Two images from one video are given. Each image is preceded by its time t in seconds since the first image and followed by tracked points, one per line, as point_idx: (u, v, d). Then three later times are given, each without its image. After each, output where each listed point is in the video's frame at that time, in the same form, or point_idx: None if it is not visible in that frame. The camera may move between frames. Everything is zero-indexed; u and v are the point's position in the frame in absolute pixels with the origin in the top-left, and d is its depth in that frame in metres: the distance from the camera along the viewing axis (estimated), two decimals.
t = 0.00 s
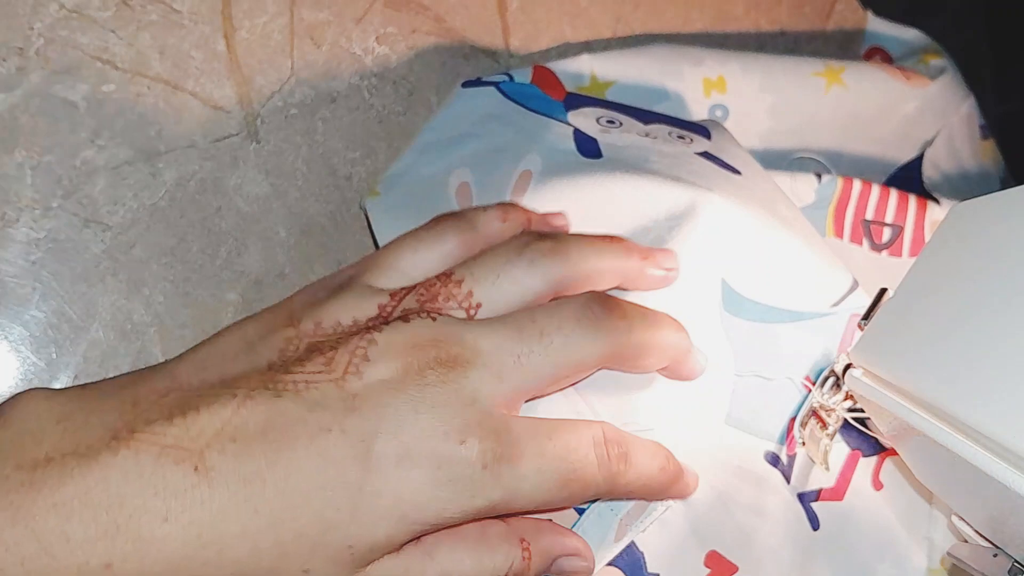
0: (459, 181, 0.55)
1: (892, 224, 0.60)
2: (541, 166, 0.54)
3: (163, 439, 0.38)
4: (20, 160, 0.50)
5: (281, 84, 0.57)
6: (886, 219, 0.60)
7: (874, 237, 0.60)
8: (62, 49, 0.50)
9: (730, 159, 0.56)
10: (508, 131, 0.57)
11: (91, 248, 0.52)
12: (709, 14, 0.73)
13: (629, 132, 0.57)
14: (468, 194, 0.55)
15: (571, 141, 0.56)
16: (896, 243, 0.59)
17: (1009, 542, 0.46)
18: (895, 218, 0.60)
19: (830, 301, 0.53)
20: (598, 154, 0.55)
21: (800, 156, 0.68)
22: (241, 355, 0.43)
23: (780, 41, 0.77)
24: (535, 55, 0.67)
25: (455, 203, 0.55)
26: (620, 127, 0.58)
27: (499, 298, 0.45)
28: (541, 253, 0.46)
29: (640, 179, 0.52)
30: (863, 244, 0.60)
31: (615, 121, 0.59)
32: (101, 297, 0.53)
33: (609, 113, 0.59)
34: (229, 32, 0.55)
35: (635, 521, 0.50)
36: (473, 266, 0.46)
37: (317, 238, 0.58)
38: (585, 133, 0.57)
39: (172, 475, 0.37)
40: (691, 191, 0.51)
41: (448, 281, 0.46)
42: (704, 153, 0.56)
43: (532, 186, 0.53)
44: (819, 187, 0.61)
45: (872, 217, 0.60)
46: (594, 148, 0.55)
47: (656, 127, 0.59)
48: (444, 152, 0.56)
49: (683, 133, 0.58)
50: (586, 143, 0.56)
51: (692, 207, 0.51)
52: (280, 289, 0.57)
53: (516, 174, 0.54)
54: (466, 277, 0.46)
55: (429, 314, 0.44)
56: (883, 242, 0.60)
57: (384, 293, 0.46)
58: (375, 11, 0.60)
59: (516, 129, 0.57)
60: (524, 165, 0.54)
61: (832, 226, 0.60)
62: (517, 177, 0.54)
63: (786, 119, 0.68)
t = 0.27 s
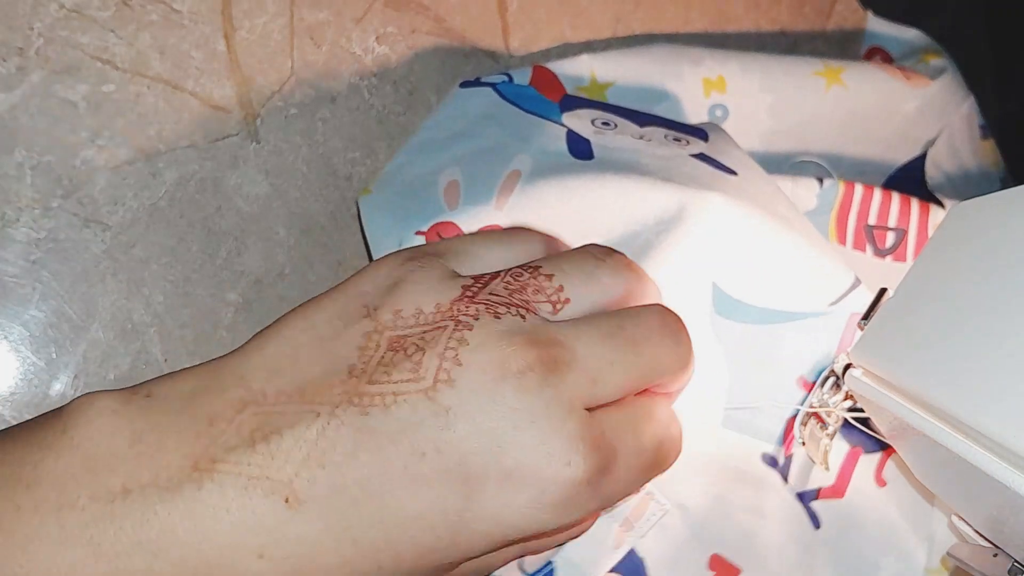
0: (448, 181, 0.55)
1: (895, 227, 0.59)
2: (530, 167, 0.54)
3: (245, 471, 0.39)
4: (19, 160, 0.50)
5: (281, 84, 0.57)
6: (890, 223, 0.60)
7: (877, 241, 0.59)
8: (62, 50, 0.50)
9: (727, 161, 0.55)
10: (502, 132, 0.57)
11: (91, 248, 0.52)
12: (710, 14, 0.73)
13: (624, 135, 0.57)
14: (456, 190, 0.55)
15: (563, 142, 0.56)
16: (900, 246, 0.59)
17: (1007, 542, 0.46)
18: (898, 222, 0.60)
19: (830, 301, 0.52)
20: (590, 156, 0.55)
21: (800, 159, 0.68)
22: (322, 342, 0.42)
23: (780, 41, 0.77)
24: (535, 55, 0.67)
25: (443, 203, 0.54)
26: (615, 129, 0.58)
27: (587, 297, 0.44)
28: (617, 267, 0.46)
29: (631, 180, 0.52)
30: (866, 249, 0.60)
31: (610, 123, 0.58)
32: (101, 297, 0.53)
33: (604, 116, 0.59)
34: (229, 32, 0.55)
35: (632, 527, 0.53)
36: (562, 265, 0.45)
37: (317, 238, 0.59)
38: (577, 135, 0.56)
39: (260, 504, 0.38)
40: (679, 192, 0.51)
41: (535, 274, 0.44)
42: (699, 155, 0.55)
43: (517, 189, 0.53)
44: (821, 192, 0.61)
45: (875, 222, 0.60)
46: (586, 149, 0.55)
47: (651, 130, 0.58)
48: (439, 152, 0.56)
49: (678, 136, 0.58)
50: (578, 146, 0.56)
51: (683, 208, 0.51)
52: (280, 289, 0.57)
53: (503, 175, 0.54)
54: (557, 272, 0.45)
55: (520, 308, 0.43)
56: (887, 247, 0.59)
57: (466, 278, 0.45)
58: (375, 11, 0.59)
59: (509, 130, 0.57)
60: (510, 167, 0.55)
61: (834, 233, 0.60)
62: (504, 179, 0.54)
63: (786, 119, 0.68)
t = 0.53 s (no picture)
0: (447, 184, 0.54)
1: (894, 229, 0.59)
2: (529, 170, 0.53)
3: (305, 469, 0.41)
4: (20, 160, 0.50)
5: (281, 85, 0.57)
6: (890, 224, 0.59)
7: (877, 242, 0.60)
8: (62, 49, 0.50)
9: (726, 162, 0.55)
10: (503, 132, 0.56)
11: (91, 248, 0.52)
12: (710, 14, 0.73)
13: (623, 135, 0.56)
14: (456, 193, 0.53)
15: (561, 143, 0.55)
16: (900, 248, 0.59)
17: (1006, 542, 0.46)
18: (898, 224, 0.59)
19: (828, 301, 0.52)
20: (589, 156, 0.53)
21: (799, 162, 0.68)
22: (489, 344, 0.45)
23: (779, 42, 0.77)
24: (535, 56, 0.67)
25: (442, 206, 0.53)
26: (615, 130, 0.57)
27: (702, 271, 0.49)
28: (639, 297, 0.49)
29: (630, 180, 0.51)
30: (865, 251, 0.60)
31: (610, 124, 0.58)
32: (101, 297, 0.52)
33: (603, 116, 0.58)
34: (230, 32, 0.55)
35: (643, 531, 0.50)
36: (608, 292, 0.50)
37: (316, 238, 0.59)
38: (576, 135, 0.56)
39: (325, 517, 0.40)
40: (675, 190, 0.50)
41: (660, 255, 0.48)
42: (699, 155, 0.55)
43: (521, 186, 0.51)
44: (819, 196, 0.60)
45: (874, 223, 0.60)
46: (585, 150, 0.54)
47: (651, 130, 0.58)
48: (437, 152, 0.56)
49: (678, 137, 0.58)
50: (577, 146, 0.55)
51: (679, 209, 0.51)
52: (279, 288, 0.58)
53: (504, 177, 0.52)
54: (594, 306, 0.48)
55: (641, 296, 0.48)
56: (886, 249, 0.60)
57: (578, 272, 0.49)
58: (375, 11, 0.60)
59: (508, 131, 0.56)
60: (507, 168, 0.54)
61: (834, 232, 0.59)
62: (505, 180, 0.52)
63: (787, 118, 0.68)
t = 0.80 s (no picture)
0: (462, 200, 0.54)
1: (900, 234, 0.60)
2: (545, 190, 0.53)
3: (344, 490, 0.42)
4: (19, 160, 0.50)
5: (282, 85, 0.57)
6: (894, 228, 0.60)
7: (882, 246, 0.60)
8: (62, 49, 0.50)
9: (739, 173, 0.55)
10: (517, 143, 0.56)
11: (91, 248, 0.52)
12: (710, 13, 0.73)
13: (639, 143, 0.56)
14: (471, 210, 0.54)
15: (577, 158, 0.55)
16: (905, 252, 0.60)
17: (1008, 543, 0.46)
18: (903, 228, 0.60)
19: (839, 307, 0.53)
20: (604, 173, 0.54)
21: (807, 167, 0.69)
22: (514, 366, 0.44)
23: (781, 41, 0.77)
24: (535, 55, 0.67)
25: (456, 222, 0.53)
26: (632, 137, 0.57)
27: (745, 278, 0.47)
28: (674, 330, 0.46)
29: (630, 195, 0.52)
30: (870, 254, 0.60)
31: (626, 130, 0.57)
32: (101, 297, 0.52)
33: (620, 123, 0.58)
34: (230, 31, 0.55)
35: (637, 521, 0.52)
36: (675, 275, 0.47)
37: (316, 238, 0.58)
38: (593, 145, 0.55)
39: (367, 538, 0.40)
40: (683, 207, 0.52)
41: (693, 261, 0.47)
42: (715, 166, 0.55)
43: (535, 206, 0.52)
44: (830, 197, 0.60)
45: (879, 227, 0.60)
46: (601, 162, 0.54)
47: (667, 139, 0.57)
48: (450, 161, 0.56)
49: (696, 147, 0.57)
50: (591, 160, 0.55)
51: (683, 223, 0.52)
52: (279, 288, 0.57)
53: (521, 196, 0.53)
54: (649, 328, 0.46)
55: (693, 301, 0.46)
56: (891, 252, 0.60)
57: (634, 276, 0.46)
58: (375, 11, 0.60)
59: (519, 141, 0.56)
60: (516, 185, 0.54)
61: (839, 235, 0.60)
62: (521, 201, 0.53)
63: (787, 119, 0.68)
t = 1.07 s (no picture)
0: (455, 200, 0.54)
1: (896, 236, 0.60)
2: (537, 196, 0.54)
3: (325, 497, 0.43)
4: (22, 161, 0.51)
5: (283, 86, 0.57)
6: (891, 231, 0.60)
7: (878, 249, 0.60)
8: (64, 50, 0.51)
9: (735, 174, 0.55)
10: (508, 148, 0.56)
11: (94, 249, 0.52)
12: (709, 15, 0.73)
13: (634, 144, 0.57)
14: (463, 212, 0.54)
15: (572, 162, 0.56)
16: (902, 254, 0.60)
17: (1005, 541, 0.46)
18: (899, 231, 0.60)
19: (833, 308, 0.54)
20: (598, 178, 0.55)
21: (803, 169, 0.68)
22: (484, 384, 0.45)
23: (779, 43, 0.77)
24: (535, 57, 0.67)
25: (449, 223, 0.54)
26: (625, 138, 0.57)
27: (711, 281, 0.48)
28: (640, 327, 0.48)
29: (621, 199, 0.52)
30: (867, 257, 0.60)
31: (620, 131, 0.58)
32: (103, 297, 0.53)
33: (614, 124, 0.58)
34: (231, 33, 0.55)
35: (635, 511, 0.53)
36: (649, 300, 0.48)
37: (316, 238, 0.59)
38: (588, 152, 0.56)
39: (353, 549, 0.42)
40: (669, 208, 0.52)
41: (657, 275, 0.47)
42: (708, 170, 0.55)
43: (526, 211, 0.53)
44: (823, 201, 0.60)
45: (876, 230, 0.60)
46: (593, 171, 0.55)
47: (660, 143, 0.58)
48: (440, 161, 0.56)
49: (688, 153, 0.57)
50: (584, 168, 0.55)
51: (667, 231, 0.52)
52: (280, 288, 0.57)
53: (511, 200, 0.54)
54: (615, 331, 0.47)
55: (658, 318, 0.47)
56: (887, 255, 0.60)
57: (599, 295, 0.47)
58: (375, 13, 0.60)
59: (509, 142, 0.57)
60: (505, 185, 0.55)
61: (836, 239, 0.60)
62: (512, 200, 0.54)
63: (786, 121, 0.69)
